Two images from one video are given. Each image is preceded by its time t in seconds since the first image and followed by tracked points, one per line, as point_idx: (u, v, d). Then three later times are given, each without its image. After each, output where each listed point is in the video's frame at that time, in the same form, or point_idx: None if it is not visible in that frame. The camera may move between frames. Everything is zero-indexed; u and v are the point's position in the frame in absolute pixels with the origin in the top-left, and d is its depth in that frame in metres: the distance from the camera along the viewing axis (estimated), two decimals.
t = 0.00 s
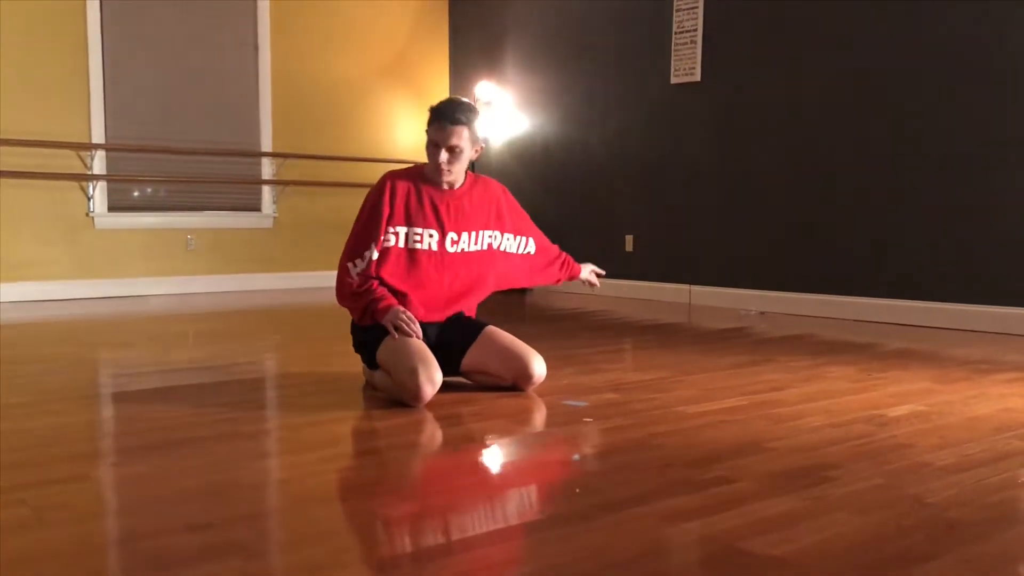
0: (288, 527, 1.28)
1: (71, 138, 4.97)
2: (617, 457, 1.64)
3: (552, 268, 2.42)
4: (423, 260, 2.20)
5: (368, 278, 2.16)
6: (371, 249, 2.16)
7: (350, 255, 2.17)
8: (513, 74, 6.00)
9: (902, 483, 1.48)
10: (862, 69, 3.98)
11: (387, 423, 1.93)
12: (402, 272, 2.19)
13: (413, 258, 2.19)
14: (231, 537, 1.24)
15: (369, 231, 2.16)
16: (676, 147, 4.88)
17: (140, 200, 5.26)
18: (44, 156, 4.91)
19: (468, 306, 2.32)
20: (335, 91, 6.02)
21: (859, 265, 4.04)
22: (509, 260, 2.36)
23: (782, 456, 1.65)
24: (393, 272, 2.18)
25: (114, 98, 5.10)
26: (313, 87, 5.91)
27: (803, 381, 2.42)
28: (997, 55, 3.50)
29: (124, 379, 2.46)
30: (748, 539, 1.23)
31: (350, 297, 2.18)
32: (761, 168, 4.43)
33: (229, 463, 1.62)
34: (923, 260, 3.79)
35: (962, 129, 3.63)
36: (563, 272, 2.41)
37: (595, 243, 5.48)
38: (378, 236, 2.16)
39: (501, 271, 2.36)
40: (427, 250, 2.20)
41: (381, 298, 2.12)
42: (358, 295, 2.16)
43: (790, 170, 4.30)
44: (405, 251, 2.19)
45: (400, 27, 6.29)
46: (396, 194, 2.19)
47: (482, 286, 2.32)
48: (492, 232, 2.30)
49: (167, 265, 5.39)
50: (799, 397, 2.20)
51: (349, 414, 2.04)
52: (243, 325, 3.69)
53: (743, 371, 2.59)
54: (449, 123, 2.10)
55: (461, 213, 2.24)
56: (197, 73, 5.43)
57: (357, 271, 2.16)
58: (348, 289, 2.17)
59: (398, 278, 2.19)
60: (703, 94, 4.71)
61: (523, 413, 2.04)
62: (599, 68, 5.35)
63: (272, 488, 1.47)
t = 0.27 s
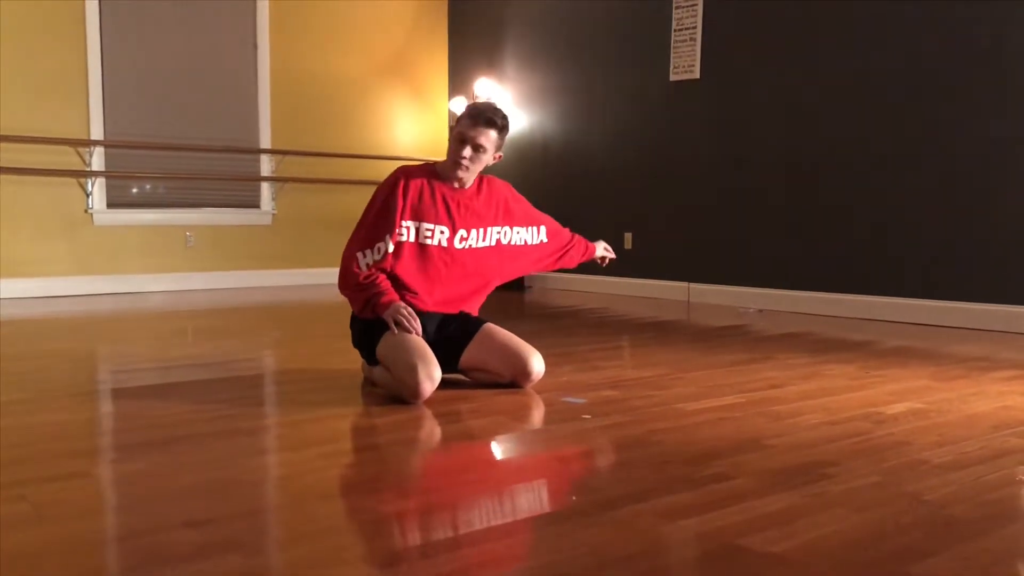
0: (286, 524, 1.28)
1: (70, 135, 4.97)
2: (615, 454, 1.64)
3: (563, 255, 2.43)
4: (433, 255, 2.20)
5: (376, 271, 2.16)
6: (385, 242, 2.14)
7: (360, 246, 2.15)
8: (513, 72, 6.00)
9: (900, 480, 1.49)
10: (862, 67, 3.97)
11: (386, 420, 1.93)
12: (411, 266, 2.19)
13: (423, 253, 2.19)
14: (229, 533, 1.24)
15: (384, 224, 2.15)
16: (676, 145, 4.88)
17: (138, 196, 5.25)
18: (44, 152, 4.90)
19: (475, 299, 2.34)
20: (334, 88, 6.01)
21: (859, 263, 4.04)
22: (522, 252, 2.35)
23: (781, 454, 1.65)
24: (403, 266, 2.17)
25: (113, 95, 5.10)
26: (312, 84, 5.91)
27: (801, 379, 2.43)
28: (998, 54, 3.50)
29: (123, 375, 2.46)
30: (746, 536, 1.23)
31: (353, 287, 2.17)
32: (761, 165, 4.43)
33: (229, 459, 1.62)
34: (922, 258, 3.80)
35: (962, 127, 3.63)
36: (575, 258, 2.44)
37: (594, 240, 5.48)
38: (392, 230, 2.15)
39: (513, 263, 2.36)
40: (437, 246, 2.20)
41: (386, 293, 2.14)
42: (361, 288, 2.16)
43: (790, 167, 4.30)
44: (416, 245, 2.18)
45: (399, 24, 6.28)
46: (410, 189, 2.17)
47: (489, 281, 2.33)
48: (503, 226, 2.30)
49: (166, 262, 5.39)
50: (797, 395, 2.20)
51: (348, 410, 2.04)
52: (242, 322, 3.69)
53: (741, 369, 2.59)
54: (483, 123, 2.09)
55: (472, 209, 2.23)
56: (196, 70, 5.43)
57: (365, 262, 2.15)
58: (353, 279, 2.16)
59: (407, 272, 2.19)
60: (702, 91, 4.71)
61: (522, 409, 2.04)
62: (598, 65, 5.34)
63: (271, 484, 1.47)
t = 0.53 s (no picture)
0: (284, 519, 1.28)
1: (67, 131, 4.96)
2: (613, 451, 1.64)
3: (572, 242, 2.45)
4: (444, 246, 2.21)
5: (383, 262, 2.16)
6: (396, 233, 2.15)
7: (371, 234, 2.14)
8: (511, 69, 6.00)
9: (898, 477, 1.49)
10: (862, 65, 3.97)
11: (384, 416, 1.93)
12: (421, 258, 2.20)
13: (435, 245, 2.20)
14: (227, 529, 1.24)
15: (396, 214, 2.16)
16: (674, 143, 4.87)
17: (136, 192, 5.25)
18: (41, 148, 4.90)
19: (487, 291, 2.35)
20: (332, 85, 6.01)
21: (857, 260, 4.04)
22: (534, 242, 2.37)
23: (779, 451, 1.65)
24: (412, 258, 2.19)
25: (110, 91, 5.09)
26: (310, 80, 5.90)
27: (799, 376, 2.43)
28: (998, 53, 3.49)
29: (121, 371, 2.46)
30: (743, 533, 1.23)
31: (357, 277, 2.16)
32: (760, 162, 4.43)
33: (226, 455, 1.62)
34: (919, 257, 3.80)
35: (961, 124, 3.62)
36: (583, 245, 2.46)
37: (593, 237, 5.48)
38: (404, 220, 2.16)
39: (525, 254, 2.37)
40: (449, 237, 2.21)
41: (387, 288, 2.13)
42: (363, 280, 2.15)
43: (788, 165, 4.30)
44: (427, 236, 2.19)
45: (398, 20, 6.27)
46: (420, 180, 2.19)
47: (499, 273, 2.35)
48: (514, 217, 2.31)
49: (163, 258, 5.38)
50: (796, 392, 2.20)
51: (346, 407, 2.04)
52: (240, 318, 3.68)
53: (739, 366, 2.59)
54: (507, 122, 2.09)
55: (482, 201, 2.25)
56: (194, 66, 5.42)
57: (376, 251, 2.15)
58: (359, 268, 2.15)
59: (416, 264, 2.20)
60: (701, 88, 4.71)
61: (520, 406, 2.04)
62: (597, 62, 5.34)
63: (269, 480, 1.47)
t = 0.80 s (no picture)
0: (280, 516, 1.28)
1: (65, 128, 4.95)
2: (610, 449, 1.64)
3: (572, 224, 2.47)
4: (450, 239, 2.20)
5: (388, 256, 2.15)
6: (402, 227, 2.14)
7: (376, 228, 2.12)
8: (510, 66, 5.99)
9: (895, 476, 1.49)
10: (862, 65, 3.96)
11: (382, 414, 1.93)
12: (427, 251, 2.20)
13: (441, 237, 2.19)
14: (223, 525, 1.24)
15: (402, 208, 2.15)
16: (673, 141, 4.87)
17: (133, 189, 5.24)
18: (39, 145, 4.89)
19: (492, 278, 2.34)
20: (331, 81, 6.00)
21: (856, 259, 4.04)
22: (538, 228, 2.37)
23: (775, 449, 1.65)
24: (418, 251, 2.19)
25: (108, 88, 5.08)
26: (309, 78, 5.89)
27: (796, 375, 2.43)
28: (998, 53, 3.48)
29: (118, 367, 2.46)
30: (739, 531, 1.23)
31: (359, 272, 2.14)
32: (759, 161, 4.43)
33: (223, 452, 1.62)
34: (918, 257, 3.80)
35: (960, 124, 3.62)
36: (586, 220, 2.47)
37: (591, 235, 5.48)
38: (410, 215, 2.15)
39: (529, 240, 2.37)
40: (455, 229, 2.20)
41: (387, 285, 2.12)
42: (364, 277, 2.13)
43: (787, 164, 4.29)
44: (435, 229, 2.18)
45: (396, 18, 6.27)
46: (425, 172, 2.17)
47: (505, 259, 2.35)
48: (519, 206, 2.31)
49: (161, 255, 5.38)
50: (793, 391, 2.20)
51: (343, 404, 2.04)
52: (237, 315, 3.68)
53: (736, 364, 2.59)
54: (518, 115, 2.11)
55: (484, 192, 2.24)
56: (192, 63, 5.41)
57: (381, 244, 2.13)
58: (362, 263, 2.13)
59: (421, 258, 2.20)
60: (700, 87, 4.70)
61: (517, 404, 2.04)
62: (596, 61, 5.34)
63: (265, 477, 1.47)
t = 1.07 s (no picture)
0: (276, 515, 1.28)
1: (62, 126, 4.94)
2: (606, 449, 1.65)
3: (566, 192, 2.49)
4: (451, 232, 2.21)
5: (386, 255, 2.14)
6: (400, 224, 2.14)
7: (373, 227, 2.11)
8: (508, 67, 6.00)
9: (890, 477, 1.50)
10: (860, 67, 3.97)
11: (379, 413, 1.94)
12: (427, 245, 2.20)
13: (441, 231, 2.19)
14: (219, 524, 1.24)
15: (399, 206, 2.14)
16: (671, 142, 4.87)
17: (131, 187, 5.24)
18: (36, 143, 4.88)
19: (494, 259, 2.35)
20: (329, 81, 6.00)
21: (853, 261, 4.04)
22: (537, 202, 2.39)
23: (771, 450, 1.66)
24: (418, 247, 2.19)
25: (106, 86, 5.08)
26: (307, 77, 5.89)
27: (792, 376, 2.43)
28: (996, 56, 3.49)
29: (115, 366, 2.46)
30: (735, 531, 1.23)
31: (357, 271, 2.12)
32: (757, 162, 4.43)
33: (219, 451, 1.62)
34: (914, 258, 3.81)
35: (958, 126, 3.62)
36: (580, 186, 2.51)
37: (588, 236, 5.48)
38: (408, 211, 2.14)
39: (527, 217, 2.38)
40: (455, 221, 2.20)
41: (386, 285, 2.10)
42: (362, 276, 2.11)
43: (785, 165, 4.30)
44: (434, 224, 2.18)
45: (395, 18, 6.27)
46: (419, 169, 2.17)
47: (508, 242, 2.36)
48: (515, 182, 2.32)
49: (158, 253, 5.37)
50: (789, 392, 2.21)
51: (339, 403, 2.04)
52: (234, 314, 3.68)
53: (733, 365, 2.60)
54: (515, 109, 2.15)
55: (479, 181, 2.25)
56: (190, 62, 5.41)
57: (379, 244, 2.12)
58: (360, 263, 2.12)
59: (422, 252, 2.20)
60: (699, 88, 4.70)
61: (514, 404, 2.04)
62: (594, 61, 5.34)
63: (262, 475, 1.47)
